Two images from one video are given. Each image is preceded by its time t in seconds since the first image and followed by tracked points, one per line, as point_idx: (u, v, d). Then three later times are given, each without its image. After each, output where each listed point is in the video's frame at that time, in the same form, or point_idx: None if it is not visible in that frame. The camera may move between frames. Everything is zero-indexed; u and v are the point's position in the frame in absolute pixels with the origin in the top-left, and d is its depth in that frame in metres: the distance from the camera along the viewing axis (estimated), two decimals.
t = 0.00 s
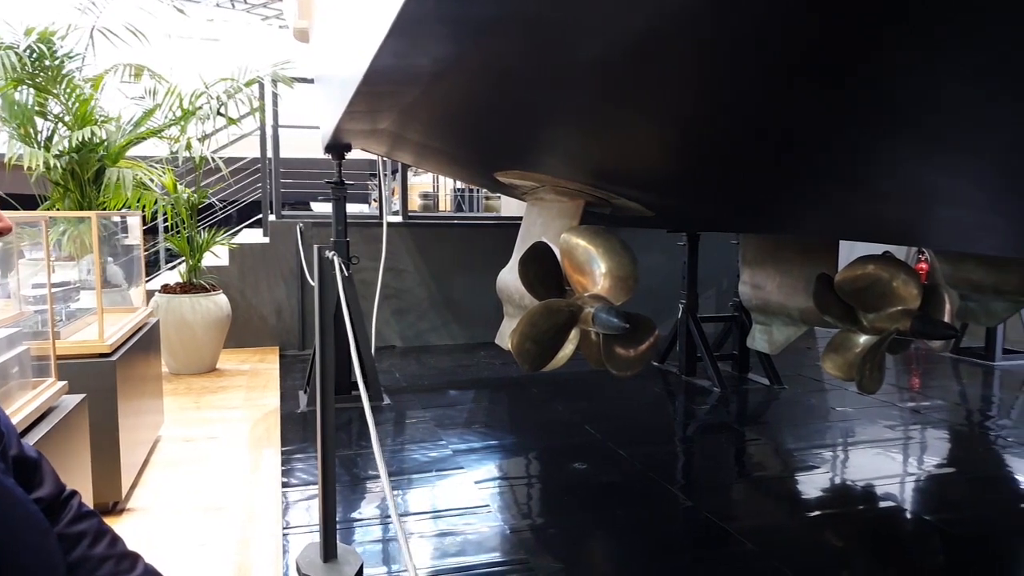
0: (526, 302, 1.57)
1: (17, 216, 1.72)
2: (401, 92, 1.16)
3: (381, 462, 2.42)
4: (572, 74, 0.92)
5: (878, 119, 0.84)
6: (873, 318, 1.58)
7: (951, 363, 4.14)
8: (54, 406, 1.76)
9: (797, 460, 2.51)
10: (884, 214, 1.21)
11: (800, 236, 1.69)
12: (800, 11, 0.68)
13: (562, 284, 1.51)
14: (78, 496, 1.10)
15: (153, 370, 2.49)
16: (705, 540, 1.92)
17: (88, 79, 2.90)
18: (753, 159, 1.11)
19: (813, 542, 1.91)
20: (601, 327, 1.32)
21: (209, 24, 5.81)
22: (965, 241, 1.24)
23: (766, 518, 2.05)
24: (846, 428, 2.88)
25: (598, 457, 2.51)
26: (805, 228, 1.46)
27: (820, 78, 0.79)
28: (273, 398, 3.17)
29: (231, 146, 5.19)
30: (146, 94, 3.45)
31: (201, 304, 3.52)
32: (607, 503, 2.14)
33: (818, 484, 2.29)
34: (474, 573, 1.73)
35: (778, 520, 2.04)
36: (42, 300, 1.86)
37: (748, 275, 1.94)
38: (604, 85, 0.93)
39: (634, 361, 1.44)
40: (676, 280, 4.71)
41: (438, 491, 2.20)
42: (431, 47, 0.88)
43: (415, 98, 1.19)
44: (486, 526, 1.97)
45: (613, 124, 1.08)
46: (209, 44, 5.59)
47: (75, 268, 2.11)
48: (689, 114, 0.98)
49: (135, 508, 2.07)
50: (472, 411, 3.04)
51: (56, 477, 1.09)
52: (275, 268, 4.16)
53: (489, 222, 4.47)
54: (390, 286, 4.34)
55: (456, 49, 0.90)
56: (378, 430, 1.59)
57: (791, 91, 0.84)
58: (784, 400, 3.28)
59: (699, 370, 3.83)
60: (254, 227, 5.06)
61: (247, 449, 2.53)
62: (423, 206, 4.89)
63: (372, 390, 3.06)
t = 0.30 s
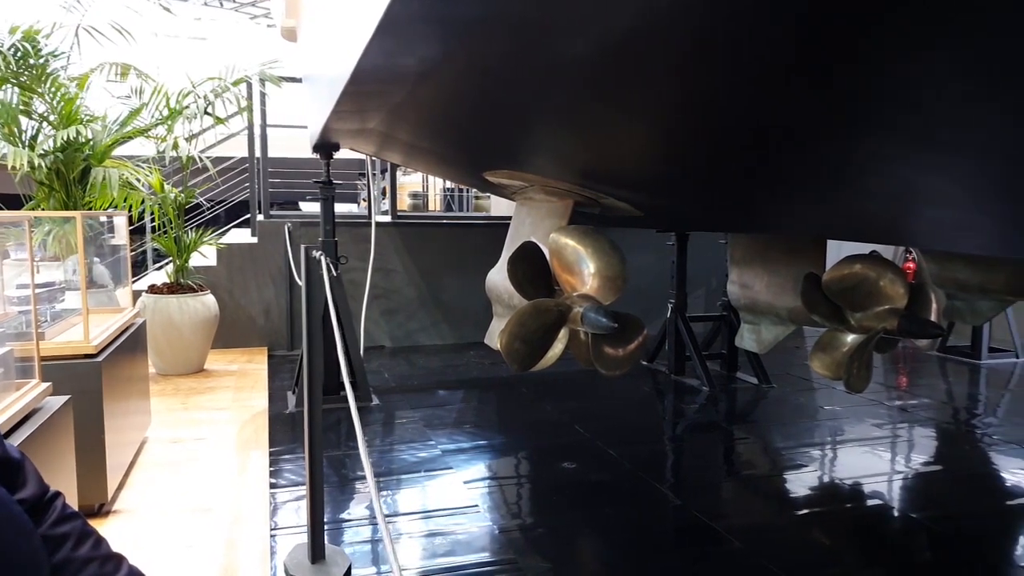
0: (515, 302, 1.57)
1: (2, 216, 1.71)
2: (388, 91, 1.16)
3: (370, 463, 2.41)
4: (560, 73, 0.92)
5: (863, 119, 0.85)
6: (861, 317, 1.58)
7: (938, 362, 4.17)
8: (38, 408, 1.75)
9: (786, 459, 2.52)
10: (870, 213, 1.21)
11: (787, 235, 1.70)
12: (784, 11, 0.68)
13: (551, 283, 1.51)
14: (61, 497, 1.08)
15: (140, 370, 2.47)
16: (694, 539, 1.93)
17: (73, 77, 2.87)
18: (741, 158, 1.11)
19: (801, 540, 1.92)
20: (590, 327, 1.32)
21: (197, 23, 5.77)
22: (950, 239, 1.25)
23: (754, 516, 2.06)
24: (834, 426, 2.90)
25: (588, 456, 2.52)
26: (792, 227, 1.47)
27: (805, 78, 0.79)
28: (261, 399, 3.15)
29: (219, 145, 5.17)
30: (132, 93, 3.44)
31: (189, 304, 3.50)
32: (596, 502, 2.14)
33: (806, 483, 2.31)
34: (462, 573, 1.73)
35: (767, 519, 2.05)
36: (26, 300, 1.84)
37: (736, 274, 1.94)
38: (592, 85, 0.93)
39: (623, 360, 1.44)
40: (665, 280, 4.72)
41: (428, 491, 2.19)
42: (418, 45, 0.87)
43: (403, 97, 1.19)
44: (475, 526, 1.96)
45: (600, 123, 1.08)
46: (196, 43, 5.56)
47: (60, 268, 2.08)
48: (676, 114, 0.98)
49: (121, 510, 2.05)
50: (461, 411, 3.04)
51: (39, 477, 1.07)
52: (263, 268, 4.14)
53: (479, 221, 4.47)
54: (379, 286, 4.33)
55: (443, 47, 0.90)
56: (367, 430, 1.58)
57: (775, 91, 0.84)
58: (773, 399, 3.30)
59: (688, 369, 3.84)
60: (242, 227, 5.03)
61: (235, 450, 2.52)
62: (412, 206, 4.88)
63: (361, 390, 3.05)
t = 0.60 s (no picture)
0: (503, 301, 1.57)
1: None
2: (376, 90, 1.15)
3: (358, 463, 2.40)
4: (548, 72, 0.92)
5: (850, 119, 0.85)
6: (848, 315, 1.59)
7: (924, 360, 4.20)
8: (23, 409, 1.73)
9: (774, 457, 2.53)
10: (858, 212, 1.22)
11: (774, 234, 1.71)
12: (776, 10, 0.68)
13: (539, 282, 1.51)
14: (45, 498, 1.06)
15: (126, 371, 2.45)
16: (683, 537, 1.93)
17: (58, 75, 2.84)
18: (730, 158, 1.11)
19: (789, 538, 1.93)
20: (578, 326, 1.32)
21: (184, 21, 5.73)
22: (937, 238, 1.26)
23: (743, 514, 2.07)
24: (821, 424, 2.91)
25: (577, 455, 2.52)
26: (779, 226, 1.48)
27: (795, 78, 0.79)
28: (249, 399, 3.14)
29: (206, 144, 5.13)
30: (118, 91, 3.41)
31: (176, 304, 3.47)
32: (586, 501, 2.14)
33: (794, 481, 2.32)
34: (450, 572, 1.72)
35: (755, 517, 2.05)
36: (9, 300, 1.82)
37: (725, 273, 1.95)
38: (581, 84, 0.93)
39: (612, 359, 1.44)
40: (654, 279, 4.73)
41: (417, 491, 2.19)
42: (405, 42, 0.87)
43: (391, 96, 1.19)
44: (464, 526, 1.96)
45: (588, 123, 1.09)
46: (184, 41, 5.53)
47: (45, 268, 2.04)
48: (664, 113, 0.98)
49: (107, 512, 2.04)
50: (450, 410, 3.03)
51: (21, 478, 1.05)
52: (250, 268, 4.11)
53: (468, 221, 4.46)
54: (368, 285, 4.32)
55: (433, 43, 0.89)
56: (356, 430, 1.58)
57: (762, 91, 0.85)
58: (761, 397, 3.31)
59: (677, 368, 3.85)
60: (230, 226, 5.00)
61: (223, 451, 2.51)
62: (401, 205, 4.87)
63: (349, 390, 3.04)
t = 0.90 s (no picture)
0: (492, 301, 1.56)
1: None
2: (363, 88, 1.15)
3: (346, 463, 2.39)
4: (536, 71, 0.92)
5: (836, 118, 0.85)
6: (835, 314, 1.60)
7: (911, 358, 4.23)
8: (5, 410, 1.71)
9: (762, 455, 2.54)
10: (845, 211, 1.22)
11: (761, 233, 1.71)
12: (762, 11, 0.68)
13: (528, 282, 1.50)
14: (27, 501, 1.05)
15: (111, 371, 2.43)
16: (671, 536, 1.93)
17: (41, 73, 2.82)
18: (717, 158, 1.12)
19: (777, 536, 1.94)
20: (567, 325, 1.32)
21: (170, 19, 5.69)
22: (923, 236, 1.26)
23: (731, 512, 2.08)
24: (809, 422, 2.93)
25: (566, 454, 2.52)
26: (767, 225, 1.48)
27: (781, 78, 0.80)
28: (237, 399, 3.12)
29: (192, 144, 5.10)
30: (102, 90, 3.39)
31: (162, 304, 3.45)
32: (574, 500, 2.14)
33: (782, 478, 2.33)
34: (439, 573, 1.72)
35: (743, 515, 2.06)
36: None
37: (713, 272, 1.95)
38: (571, 83, 0.93)
39: (600, 358, 1.44)
40: (642, 278, 4.74)
41: (405, 491, 2.18)
42: (391, 40, 0.87)
43: (378, 95, 1.18)
44: (453, 526, 1.96)
45: (575, 122, 1.09)
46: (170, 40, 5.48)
47: (28, 269, 2.02)
48: (651, 113, 0.98)
49: (92, 514, 2.02)
50: (438, 410, 3.03)
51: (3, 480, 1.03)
52: (237, 268, 4.09)
53: (457, 221, 4.45)
54: (356, 285, 4.30)
55: (419, 41, 0.88)
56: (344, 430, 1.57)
57: (749, 92, 0.85)
58: (749, 396, 3.33)
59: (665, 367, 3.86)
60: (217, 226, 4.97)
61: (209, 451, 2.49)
62: (390, 204, 4.85)
63: (337, 390, 3.03)
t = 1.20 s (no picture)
0: (480, 300, 1.56)
1: None
2: (349, 86, 1.14)
3: (333, 463, 2.38)
4: (523, 70, 0.91)
5: (822, 118, 0.85)
6: (822, 313, 1.60)
7: (896, 356, 4.26)
8: None
9: (748, 453, 2.55)
10: (832, 210, 1.23)
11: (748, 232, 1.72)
12: (749, 11, 0.68)
13: (516, 281, 1.50)
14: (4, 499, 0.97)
15: (95, 372, 2.40)
16: (660, 534, 1.93)
17: (23, 71, 2.78)
18: (704, 158, 1.12)
19: (765, 534, 1.94)
20: (555, 325, 1.32)
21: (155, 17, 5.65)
22: (908, 235, 1.27)
23: (718, 510, 2.08)
24: (795, 420, 2.94)
25: (554, 453, 2.52)
26: (753, 224, 1.49)
27: (767, 78, 0.80)
28: (223, 400, 3.10)
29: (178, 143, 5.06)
30: (86, 88, 3.36)
31: (147, 304, 3.42)
32: (563, 499, 2.14)
33: (769, 476, 2.34)
34: (426, 573, 1.71)
35: (730, 512, 2.07)
36: None
37: (700, 271, 1.95)
38: (558, 82, 0.93)
39: (589, 357, 1.44)
40: (630, 278, 4.76)
41: (393, 491, 2.17)
42: (378, 36, 0.86)
43: (365, 93, 1.17)
44: (441, 526, 1.95)
45: (563, 122, 1.08)
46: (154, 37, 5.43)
47: (9, 268, 2.00)
48: (640, 113, 0.98)
49: (75, 516, 2.00)
50: (426, 410, 3.02)
51: None
52: (223, 268, 4.06)
53: (444, 220, 4.44)
54: (343, 285, 4.29)
55: (406, 38, 0.88)
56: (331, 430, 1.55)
57: (736, 91, 0.85)
58: (736, 394, 3.34)
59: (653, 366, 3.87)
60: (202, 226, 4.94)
61: (195, 453, 2.47)
62: (377, 203, 4.83)
63: (325, 390, 3.02)
